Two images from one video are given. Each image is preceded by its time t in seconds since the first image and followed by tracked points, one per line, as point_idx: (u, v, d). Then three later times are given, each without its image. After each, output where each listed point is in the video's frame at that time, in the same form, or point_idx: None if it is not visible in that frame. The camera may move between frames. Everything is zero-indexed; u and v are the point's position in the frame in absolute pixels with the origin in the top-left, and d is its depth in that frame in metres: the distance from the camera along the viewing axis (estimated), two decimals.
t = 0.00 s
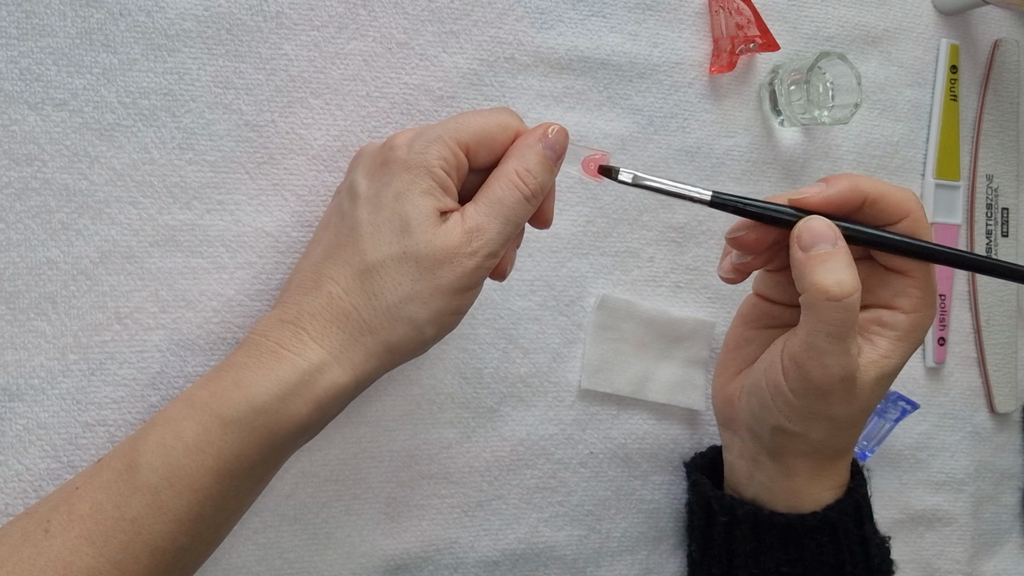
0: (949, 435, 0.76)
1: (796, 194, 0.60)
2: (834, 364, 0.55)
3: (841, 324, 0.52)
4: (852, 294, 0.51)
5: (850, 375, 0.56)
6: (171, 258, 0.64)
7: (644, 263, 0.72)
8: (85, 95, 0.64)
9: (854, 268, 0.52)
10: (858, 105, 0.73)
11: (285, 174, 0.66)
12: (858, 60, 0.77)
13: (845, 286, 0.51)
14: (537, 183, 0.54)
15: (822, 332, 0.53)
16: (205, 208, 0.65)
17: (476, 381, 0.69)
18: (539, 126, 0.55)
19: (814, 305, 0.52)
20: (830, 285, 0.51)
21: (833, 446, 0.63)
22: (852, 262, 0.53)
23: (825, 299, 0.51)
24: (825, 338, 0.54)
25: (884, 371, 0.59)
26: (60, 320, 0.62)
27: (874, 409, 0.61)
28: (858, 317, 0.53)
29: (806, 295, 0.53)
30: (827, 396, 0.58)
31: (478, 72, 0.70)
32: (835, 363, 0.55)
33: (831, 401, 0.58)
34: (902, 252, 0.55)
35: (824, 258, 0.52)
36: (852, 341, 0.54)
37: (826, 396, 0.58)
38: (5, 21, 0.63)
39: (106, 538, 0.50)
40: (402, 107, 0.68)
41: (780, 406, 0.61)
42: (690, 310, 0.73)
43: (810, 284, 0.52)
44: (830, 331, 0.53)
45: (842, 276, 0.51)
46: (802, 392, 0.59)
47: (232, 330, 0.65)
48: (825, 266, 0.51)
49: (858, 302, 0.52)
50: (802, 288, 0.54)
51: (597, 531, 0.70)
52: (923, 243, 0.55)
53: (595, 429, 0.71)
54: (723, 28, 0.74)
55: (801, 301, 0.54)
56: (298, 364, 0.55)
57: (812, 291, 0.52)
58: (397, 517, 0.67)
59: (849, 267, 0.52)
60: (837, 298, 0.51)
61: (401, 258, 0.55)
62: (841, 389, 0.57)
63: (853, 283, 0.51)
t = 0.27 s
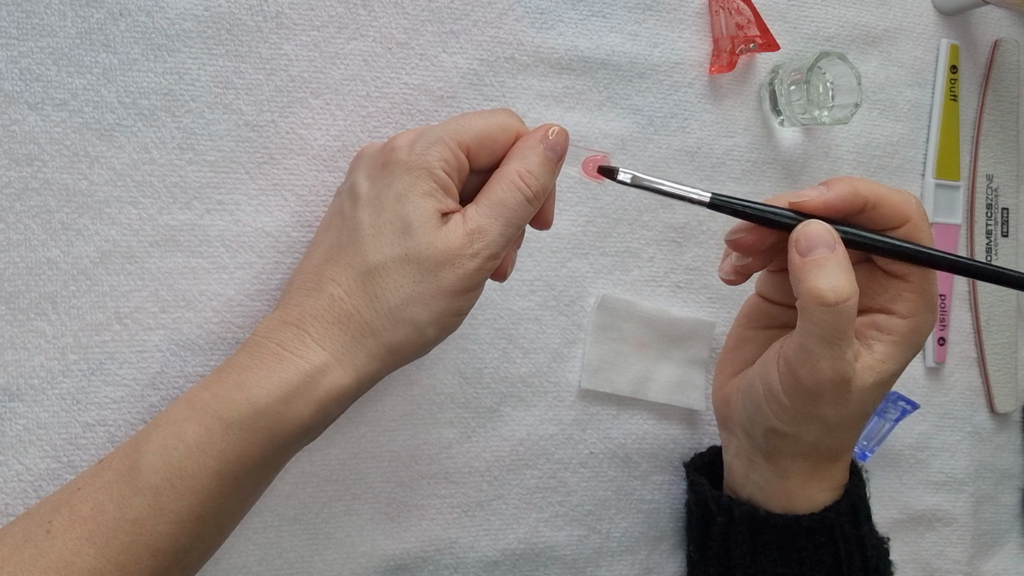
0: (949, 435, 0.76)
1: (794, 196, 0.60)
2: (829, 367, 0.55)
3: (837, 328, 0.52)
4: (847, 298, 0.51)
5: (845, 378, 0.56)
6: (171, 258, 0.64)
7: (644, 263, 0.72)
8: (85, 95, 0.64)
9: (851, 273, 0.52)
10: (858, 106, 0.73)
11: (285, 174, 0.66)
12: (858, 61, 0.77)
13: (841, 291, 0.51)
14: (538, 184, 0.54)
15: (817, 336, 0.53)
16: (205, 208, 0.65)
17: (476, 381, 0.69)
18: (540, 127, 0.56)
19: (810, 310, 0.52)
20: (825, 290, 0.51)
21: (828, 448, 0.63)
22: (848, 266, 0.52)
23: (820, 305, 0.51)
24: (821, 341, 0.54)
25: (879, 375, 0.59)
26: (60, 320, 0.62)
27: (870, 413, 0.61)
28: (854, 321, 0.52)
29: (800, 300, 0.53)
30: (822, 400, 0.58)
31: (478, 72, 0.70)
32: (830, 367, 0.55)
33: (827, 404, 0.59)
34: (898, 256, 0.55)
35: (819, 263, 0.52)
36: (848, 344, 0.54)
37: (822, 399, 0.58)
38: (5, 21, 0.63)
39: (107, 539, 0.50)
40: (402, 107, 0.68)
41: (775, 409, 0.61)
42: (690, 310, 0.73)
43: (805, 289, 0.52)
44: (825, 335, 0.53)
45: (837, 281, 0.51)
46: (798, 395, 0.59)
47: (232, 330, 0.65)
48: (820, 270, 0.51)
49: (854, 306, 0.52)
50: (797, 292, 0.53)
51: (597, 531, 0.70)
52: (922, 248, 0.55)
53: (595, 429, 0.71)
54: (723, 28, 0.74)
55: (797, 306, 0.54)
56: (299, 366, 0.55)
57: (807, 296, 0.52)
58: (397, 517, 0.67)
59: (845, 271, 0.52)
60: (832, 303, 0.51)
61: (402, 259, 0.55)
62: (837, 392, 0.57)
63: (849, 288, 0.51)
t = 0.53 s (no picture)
0: (949, 435, 0.76)
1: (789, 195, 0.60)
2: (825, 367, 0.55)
3: (830, 327, 0.52)
4: (840, 297, 0.51)
5: (841, 378, 0.56)
6: (171, 258, 0.64)
7: (644, 263, 0.72)
8: (85, 95, 0.64)
9: (844, 271, 0.52)
10: (858, 106, 0.73)
11: (285, 174, 0.66)
12: (858, 60, 0.77)
13: (834, 289, 0.51)
14: (538, 185, 0.54)
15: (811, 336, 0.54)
16: (205, 208, 0.65)
17: (476, 381, 0.69)
18: (540, 128, 0.55)
19: (804, 310, 0.52)
20: (818, 288, 0.51)
21: (827, 449, 0.63)
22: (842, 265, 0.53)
23: (813, 304, 0.51)
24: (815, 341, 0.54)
25: (877, 375, 0.59)
26: (60, 320, 0.62)
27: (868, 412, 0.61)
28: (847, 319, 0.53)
29: (795, 299, 0.53)
30: (818, 400, 0.58)
31: (478, 72, 0.70)
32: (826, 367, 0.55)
33: (823, 404, 0.59)
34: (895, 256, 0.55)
35: (813, 262, 0.52)
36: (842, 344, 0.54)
37: (818, 399, 0.58)
38: (5, 20, 0.63)
39: (108, 540, 0.50)
40: (402, 107, 0.68)
41: (771, 409, 0.61)
42: (689, 309, 0.73)
43: (798, 288, 0.52)
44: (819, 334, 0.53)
45: (830, 279, 0.51)
46: (794, 395, 0.59)
47: (231, 330, 0.65)
48: (813, 270, 0.51)
49: (847, 305, 0.52)
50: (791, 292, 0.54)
51: (597, 531, 0.70)
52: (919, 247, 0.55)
53: (595, 429, 0.71)
54: (723, 28, 0.74)
55: (791, 305, 0.54)
56: (300, 366, 0.55)
57: (800, 295, 0.52)
58: (397, 517, 0.67)
59: (839, 270, 0.51)
60: (825, 302, 0.51)
61: (403, 260, 0.55)
62: (833, 392, 0.57)
63: (842, 286, 0.51)
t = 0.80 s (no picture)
0: (949, 435, 0.76)
1: (791, 195, 0.60)
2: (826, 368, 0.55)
3: (831, 328, 0.53)
4: (840, 296, 0.51)
5: (842, 380, 0.56)
6: (171, 258, 0.64)
7: (644, 263, 0.72)
8: (85, 95, 0.64)
9: (845, 271, 0.52)
10: (858, 106, 0.73)
11: (285, 174, 0.66)
12: (858, 61, 0.77)
13: (834, 288, 0.51)
14: (539, 185, 0.54)
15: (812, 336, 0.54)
16: (205, 208, 0.65)
17: (476, 381, 0.69)
18: (540, 128, 0.56)
19: (804, 310, 0.53)
20: (818, 288, 0.51)
21: (828, 449, 0.63)
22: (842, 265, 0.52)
23: (814, 304, 0.52)
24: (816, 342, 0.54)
25: (877, 376, 0.59)
26: (60, 320, 0.62)
27: (869, 414, 0.61)
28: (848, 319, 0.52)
29: (795, 299, 0.53)
30: (820, 401, 0.58)
31: (478, 72, 0.70)
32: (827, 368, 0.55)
33: (824, 406, 0.59)
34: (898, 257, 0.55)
35: (814, 262, 0.52)
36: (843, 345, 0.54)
37: (820, 401, 0.58)
38: (5, 20, 0.63)
39: (108, 540, 0.50)
40: (402, 107, 0.68)
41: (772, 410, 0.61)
42: (690, 310, 0.73)
43: (799, 287, 0.52)
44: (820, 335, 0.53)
45: (830, 279, 0.51)
46: (796, 397, 0.59)
47: (231, 330, 0.65)
48: (814, 269, 0.51)
49: (848, 304, 0.52)
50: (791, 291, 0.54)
51: (597, 531, 0.70)
52: (920, 248, 0.55)
53: (595, 429, 0.71)
54: (723, 28, 0.74)
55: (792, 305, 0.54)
56: (300, 366, 0.55)
57: (801, 294, 0.52)
58: (397, 517, 0.67)
59: (839, 270, 0.51)
60: (826, 302, 0.51)
61: (403, 260, 0.55)
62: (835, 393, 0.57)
63: (843, 285, 0.51)
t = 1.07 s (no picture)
0: (949, 435, 0.76)
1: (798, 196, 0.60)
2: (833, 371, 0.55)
3: (838, 331, 0.52)
4: (850, 299, 0.51)
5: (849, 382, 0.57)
6: (171, 258, 0.64)
7: (644, 263, 0.72)
8: (85, 95, 0.64)
9: (853, 274, 0.52)
10: (858, 106, 0.73)
11: (285, 174, 0.66)
12: (858, 60, 0.77)
13: (844, 291, 0.51)
14: (539, 186, 0.54)
15: (820, 339, 0.53)
16: (205, 208, 0.65)
17: (476, 381, 0.69)
18: (540, 129, 0.56)
19: (813, 311, 0.52)
20: (827, 290, 0.51)
21: (833, 450, 0.63)
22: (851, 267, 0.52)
23: (823, 305, 0.51)
24: (824, 345, 0.54)
25: (885, 377, 0.59)
26: (60, 320, 0.62)
27: (876, 415, 0.61)
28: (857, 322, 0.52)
29: (803, 300, 0.53)
30: (826, 403, 0.58)
31: (478, 72, 0.70)
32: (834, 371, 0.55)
33: (830, 407, 0.59)
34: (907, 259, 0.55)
35: (823, 263, 0.52)
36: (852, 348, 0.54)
37: (825, 402, 0.58)
38: (5, 20, 0.63)
39: (108, 540, 0.50)
40: (402, 107, 0.68)
41: (779, 412, 0.61)
42: (690, 310, 0.73)
43: (807, 289, 0.52)
44: (829, 338, 0.53)
45: (839, 282, 0.51)
46: (801, 398, 0.59)
47: (232, 330, 0.65)
48: (822, 271, 0.51)
49: (857, 307, 0.51)
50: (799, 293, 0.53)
51: (597, 531, 0.70)
52: (929, 251, 0.55)
53: (595, 429, 0.71)
54: (723, 28, 0.74)
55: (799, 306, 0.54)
56: (300, 366, 0.55)
57: (809, 297, 0.52)
58: (397, 517, 0.67)
59: (848, 273, 0.51)
60: (834, 304, 0.51)
61: (404, 260, 0.55)
62: (841, 396, 0.57)
63: (852, 288, 0.51)
